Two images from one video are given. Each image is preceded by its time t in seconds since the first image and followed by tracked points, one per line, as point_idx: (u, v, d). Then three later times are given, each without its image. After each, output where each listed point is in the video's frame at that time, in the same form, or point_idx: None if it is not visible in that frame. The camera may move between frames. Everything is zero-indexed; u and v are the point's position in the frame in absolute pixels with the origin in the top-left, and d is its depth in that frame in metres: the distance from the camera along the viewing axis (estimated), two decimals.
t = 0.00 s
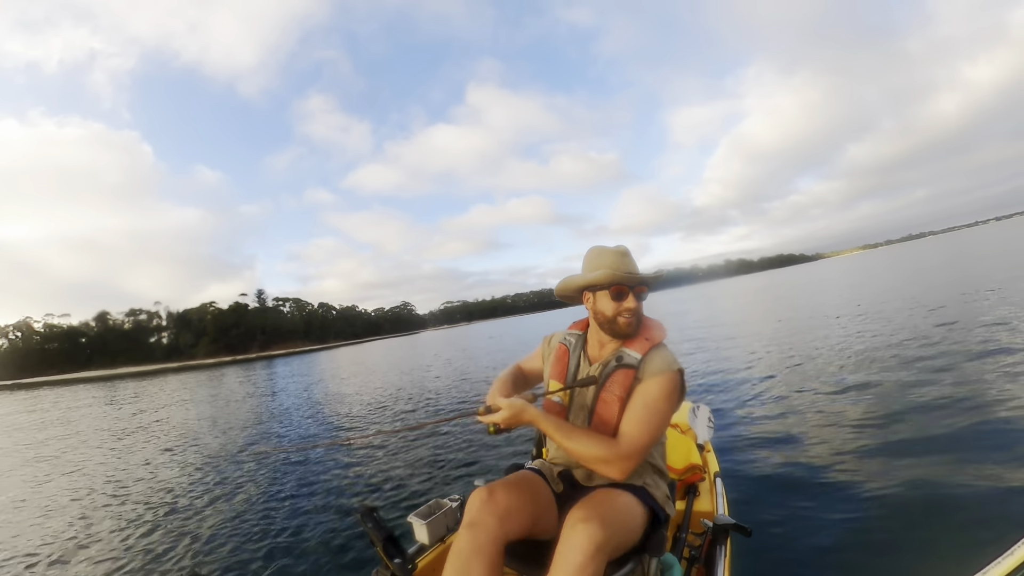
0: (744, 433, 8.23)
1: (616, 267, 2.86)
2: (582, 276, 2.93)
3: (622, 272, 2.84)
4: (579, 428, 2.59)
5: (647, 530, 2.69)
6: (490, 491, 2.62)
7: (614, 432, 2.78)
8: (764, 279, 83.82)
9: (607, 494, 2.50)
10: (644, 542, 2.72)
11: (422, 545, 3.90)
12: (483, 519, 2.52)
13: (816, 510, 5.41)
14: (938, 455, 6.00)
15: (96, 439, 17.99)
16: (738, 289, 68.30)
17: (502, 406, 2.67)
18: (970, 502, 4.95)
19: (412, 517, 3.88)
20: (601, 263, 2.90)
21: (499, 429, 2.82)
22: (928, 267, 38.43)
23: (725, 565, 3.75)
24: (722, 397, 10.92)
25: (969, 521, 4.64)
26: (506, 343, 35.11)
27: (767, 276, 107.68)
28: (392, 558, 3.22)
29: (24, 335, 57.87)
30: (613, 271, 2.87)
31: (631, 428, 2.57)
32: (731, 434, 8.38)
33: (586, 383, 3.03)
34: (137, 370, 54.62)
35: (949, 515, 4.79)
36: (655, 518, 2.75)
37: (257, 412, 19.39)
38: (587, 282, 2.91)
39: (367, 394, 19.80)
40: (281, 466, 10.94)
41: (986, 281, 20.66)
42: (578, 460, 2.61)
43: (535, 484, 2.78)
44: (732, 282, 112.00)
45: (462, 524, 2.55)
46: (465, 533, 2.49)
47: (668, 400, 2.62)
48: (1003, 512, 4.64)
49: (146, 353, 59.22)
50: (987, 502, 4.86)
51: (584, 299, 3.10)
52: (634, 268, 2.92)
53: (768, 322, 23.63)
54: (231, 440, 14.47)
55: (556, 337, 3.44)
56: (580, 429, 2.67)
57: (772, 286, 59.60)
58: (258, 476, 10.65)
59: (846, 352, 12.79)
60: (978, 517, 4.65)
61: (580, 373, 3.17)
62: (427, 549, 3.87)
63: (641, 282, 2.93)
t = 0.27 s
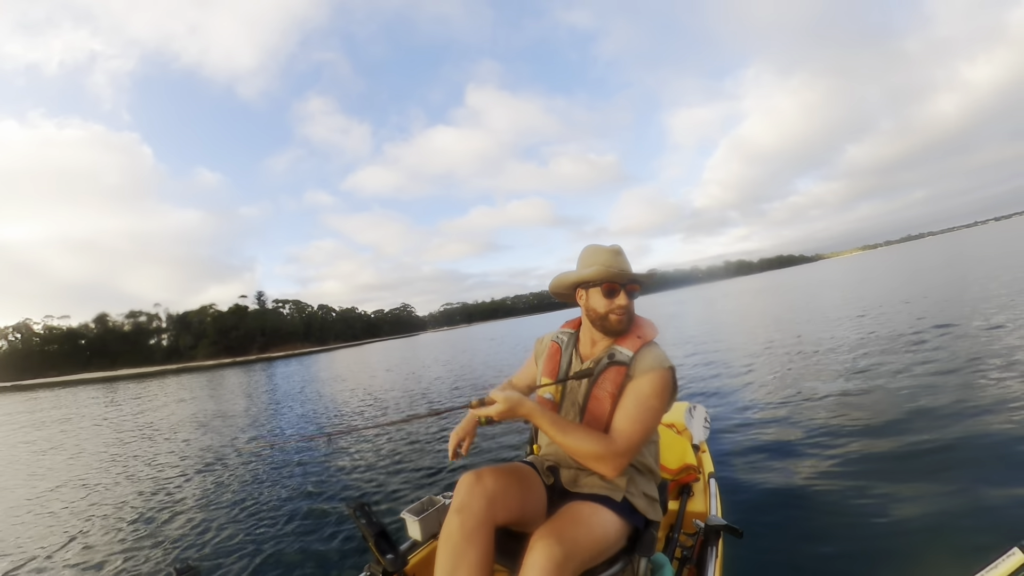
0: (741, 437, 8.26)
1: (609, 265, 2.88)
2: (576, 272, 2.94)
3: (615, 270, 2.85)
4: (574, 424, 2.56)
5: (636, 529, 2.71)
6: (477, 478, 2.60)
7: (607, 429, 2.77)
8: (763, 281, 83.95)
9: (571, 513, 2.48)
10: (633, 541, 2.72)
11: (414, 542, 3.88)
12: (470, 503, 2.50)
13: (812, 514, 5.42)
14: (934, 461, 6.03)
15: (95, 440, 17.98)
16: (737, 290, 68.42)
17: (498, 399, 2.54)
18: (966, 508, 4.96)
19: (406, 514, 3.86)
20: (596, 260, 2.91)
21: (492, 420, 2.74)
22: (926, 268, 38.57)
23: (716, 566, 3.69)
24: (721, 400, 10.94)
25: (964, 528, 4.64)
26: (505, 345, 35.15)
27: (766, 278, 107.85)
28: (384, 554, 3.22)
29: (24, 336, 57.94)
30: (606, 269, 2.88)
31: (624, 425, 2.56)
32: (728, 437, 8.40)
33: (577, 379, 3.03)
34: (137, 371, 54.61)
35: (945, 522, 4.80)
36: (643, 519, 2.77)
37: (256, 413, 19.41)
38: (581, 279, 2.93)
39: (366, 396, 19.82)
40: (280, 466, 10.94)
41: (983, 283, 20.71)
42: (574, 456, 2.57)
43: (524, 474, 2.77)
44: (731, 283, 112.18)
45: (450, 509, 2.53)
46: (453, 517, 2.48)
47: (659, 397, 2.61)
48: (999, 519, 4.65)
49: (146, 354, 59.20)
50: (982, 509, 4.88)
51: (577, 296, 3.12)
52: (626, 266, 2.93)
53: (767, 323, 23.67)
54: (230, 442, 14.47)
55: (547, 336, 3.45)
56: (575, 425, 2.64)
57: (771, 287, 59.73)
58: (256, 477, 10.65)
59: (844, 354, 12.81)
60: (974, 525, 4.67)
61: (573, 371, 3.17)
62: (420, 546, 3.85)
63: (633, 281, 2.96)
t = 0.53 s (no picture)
0: (745, 438, 8.27)
1: (610, 263, 2.88)
2: (576, 273, 2.94)
3: (616, 268, 2.86)
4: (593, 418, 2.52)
5: (649, 526, 2.67)
6: (501, 521, 2.62)
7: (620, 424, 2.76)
8: (763, 280, 84.00)
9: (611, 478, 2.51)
10: (646, 539, 2.70)
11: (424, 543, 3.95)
12: (491, 549, 2.54)
13: (818, 514, 5.43)
14: (940, 460, 6.04)
15: (97, 444, 17.93)
16: (737, 289, 68.48)
17: (516, 394, 2.52)
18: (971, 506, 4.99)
19: (413, 516, 3.84)
20: (595, 260, 2.92)
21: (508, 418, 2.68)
22: (926, 265, 38.66)
23: (727, 564, 3.70)
24: (724, 399, 10.94)
25: (972, 527, 4.66)
26: (506, 345, 35.16)
27: (766, 277, 107.95)
28: (394, 557, 3.24)
29: (24, 341, 57.92)
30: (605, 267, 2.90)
31: (640, 418, 2.55)
32: (732, 436, 8.41)
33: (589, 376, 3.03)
34: (138, 375, 54.57)
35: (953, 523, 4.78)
36: (655, 515, 2.74)
37: (258, 416, 19.37)
38: (583, 278, 2.93)
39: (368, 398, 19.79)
40: (282, 468, 10.91)
41: (985, 280, 20.71)
42: (592, 451, 2.53)
43: (542, 499, 2.82)
44: (731, 283, 112.28)
45: (470, 553, 2.57)
46: (473, 564, 2.52)
47: (670, 388, 2.61)
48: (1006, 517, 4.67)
49: (146, 358, 59.18)
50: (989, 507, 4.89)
51: (579, 296, 3.13)
52: (626, 263, 2.94)
53: (769, 322, 23.67)
54: (232, 445, 14.43)
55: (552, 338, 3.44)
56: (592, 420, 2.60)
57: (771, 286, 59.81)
58: (259, 479, 10.62)
59: (846, 353, 12.82)
60: (980, 523, 4.68)
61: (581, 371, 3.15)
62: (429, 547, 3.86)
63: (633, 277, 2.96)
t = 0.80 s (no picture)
0: (736, 431, 8.29)
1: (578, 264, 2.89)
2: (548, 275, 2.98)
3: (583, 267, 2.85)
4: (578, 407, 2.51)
5: (627, 523, 2.70)
6: (476, 480, 2.66)
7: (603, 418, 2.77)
8: (762, 281, 84.02)
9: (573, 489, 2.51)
10: (625, 535, 2.71)
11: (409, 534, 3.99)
12: (467, 505, 2.56)
13: (806, 509, 5.41)
14: (929, 452, 6.05)
15: (92, 439, 17.93)
16: (736, 290, 68.53)
17: (501, 378, 2.52)
18: (958, 497, 4.99)
19: (401, 506, 3.82)
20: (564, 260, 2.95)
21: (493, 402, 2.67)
22: (925, 268, 38.70)
23: (708, 562, 3.73)
24: (718, 397, 10.93)
25: (957, 519, 4.66)
26: (505, 344, 35.18)
27: (765, 278, 107.99)
28: (379, 546, 3.25)
29: (24, 335, 57.95)
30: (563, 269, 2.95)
31: (622, 410, 2.55)
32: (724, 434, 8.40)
33: (571, 371, 3.04)
34: (137, 370, 54.58)
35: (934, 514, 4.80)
36: (634, 511, 2.76)
37: (255, 412, 19.35)
38: (552, 282, 2.96)
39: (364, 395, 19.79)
40: (277, 464, 10.91)
41: (983, 284, 20.71)
42: (575, 442, 2.52)
43: (520, 473, 2.82)
44: (730, 283, 112.38)
45: (447, 510, 2.58)
46: (450, 517, 2.52)
47: (652, 382, 2.61)
48: (992, 510, 4.68)
49: (145, 353, 59.21)
50: (975, 498, 4.90)
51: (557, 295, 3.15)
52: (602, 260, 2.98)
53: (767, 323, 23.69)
54: (227, 440, 14.41)
55: (538, 335, 3.48)
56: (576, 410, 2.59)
57: (771, 287, 59.89)
58: (254, 474, 10.61)
59: (842, 353, 12.81)
60: (965, 515, 4.69)
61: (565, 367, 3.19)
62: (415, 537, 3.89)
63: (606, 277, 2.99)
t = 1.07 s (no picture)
0: (736, 436, 8.32)
1: (575, 269, 2.90)
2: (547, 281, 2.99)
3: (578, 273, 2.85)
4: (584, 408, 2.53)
5: (632, 528, 2.71)
6: (484, 488, 2.62)
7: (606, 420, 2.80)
8: (761, 283, 84.31)
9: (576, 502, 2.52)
10: (628, 539, 2.74)
11: (412, 536, 3.88)
12: (476, 510, 2.55)
13: (807, 513, 5.46)
14: (927, 462, 6.13)
15: (90, 428, 17.91)
16: (736, 292, 68.66)
17: (506, 379, 2.50)
18: (959, 509, 5.01)
19: (403, 508, 3.90)
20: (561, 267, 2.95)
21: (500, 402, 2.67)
22: (925, 275, 38.81)
23: (711, 565, 3.76)
24: (717, 399, 11.01)
25: (959, 529, 4.69)
26: (503, 340, 35.26)
27: (764, 281, 108.28)
28: (381, 548, 3.28)
29: (21, 322, 57.86)
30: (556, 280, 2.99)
31: (625, 412, 2.57)
32: (724, 436, 8.47)
33: (577, 375, 3.04)
34: (134, 359, 54.54)
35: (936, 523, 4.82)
36: (637, 517, 2.78)
37: (253, 403, 19.34)
38: (548, 288, 2.97)
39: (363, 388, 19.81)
40: (276, 457, 10.88)
41: (980, 292, 20.86)
42: (580, 445, 2.54)
43: (529, 480, 2.82)
44: (730, 285, 112.59)
45: (454, 519, 2.56)
46: (458, 529, 2.51)
47: (655, 385, 2.63)
48: (993, 521, 4.71)
49: (143, 343, 59.15)
50: (976, 510, 4.93)
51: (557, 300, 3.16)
52: (604, 263, 2.98)
53: (765, 326, 23.80)
54: (226, 432, 14.38)
55: (543, 335, 3.49)
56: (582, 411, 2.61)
57: (770, 290, 60.00)
58: (253, 466, 10.59)
59: (841, 358, 12.90)
60: (966, 526, 4.72)
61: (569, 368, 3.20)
62: (417, 541, 3.90)
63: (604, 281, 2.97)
